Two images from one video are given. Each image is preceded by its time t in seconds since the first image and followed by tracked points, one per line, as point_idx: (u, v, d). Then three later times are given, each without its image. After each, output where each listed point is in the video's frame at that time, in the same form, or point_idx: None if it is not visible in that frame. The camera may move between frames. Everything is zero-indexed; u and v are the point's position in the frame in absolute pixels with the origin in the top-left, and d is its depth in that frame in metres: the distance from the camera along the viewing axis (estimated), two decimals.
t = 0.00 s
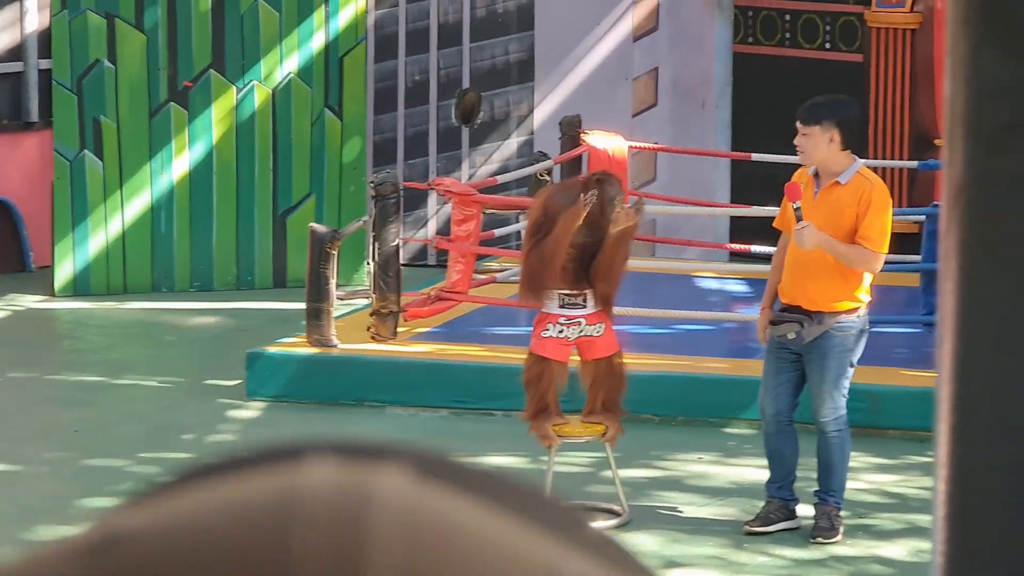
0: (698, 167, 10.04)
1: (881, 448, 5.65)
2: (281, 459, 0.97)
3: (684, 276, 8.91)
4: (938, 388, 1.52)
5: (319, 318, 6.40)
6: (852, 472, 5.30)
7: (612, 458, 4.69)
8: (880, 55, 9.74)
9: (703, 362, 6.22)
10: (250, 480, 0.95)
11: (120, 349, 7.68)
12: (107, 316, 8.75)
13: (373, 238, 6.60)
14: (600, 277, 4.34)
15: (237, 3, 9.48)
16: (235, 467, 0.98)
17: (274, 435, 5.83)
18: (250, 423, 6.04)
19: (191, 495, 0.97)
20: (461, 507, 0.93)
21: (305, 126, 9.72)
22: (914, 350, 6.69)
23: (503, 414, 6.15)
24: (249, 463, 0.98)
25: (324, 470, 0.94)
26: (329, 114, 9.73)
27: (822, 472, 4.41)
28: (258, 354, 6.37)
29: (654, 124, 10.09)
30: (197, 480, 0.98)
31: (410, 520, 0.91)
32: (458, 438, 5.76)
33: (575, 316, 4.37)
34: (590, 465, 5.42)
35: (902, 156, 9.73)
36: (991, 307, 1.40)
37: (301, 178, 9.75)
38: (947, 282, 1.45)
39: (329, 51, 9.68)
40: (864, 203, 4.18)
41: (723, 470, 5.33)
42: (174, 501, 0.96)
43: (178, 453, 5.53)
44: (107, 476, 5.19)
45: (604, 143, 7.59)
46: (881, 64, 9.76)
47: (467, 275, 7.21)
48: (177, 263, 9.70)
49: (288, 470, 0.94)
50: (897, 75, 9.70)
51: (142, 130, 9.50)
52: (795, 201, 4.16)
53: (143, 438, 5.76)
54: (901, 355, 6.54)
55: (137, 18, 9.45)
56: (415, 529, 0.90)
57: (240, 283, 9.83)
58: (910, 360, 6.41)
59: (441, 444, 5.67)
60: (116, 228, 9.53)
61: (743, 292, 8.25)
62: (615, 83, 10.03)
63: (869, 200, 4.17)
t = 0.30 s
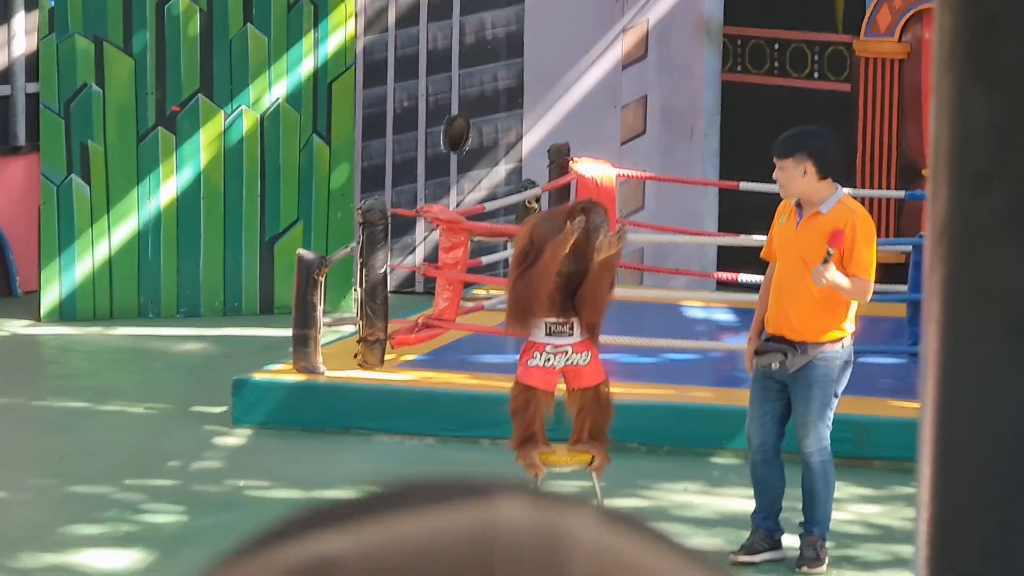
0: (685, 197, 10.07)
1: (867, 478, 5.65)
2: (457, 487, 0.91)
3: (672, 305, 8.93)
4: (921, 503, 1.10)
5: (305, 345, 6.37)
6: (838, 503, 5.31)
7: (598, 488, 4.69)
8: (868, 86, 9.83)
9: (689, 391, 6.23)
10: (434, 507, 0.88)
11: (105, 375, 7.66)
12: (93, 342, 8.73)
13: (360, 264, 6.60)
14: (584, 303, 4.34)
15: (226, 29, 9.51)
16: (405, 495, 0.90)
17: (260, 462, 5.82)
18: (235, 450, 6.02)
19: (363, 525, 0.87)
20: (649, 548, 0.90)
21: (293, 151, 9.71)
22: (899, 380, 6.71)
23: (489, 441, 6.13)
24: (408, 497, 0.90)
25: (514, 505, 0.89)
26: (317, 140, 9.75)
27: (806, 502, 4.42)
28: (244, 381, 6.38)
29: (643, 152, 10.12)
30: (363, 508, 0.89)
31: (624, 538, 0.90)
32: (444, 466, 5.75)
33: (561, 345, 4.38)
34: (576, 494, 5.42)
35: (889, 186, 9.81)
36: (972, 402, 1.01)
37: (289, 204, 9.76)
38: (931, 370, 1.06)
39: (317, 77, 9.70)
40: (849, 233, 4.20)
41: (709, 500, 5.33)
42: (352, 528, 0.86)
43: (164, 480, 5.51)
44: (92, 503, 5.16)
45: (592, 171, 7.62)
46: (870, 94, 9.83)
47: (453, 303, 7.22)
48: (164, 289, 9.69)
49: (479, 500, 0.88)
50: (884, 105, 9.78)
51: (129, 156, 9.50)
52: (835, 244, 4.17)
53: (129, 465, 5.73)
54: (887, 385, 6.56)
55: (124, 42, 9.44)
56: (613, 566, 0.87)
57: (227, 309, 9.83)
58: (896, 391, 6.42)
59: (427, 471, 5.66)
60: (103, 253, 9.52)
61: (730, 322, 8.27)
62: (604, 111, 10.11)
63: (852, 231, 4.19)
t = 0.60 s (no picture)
0: (680, 233, 10.11)
1: (862, 516, 5.64)
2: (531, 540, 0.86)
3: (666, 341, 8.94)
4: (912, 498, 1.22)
5: (299, 381, 6.36)
6: (833, 540, 5.29)
7: (592, 526, 4.64)
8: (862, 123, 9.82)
9: (684, 428, 6.22)
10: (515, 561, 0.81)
11: (98, 411, 7.63)
12: (86, 377, 8.71)
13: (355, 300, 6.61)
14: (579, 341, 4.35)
15: (222, 65, 9.54)
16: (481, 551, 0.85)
17: (254, 497, 5.80)
18: (230, 485, 5.99)
19: None
20: None
21: (288, 187, 9.75)
22: (894, 418, 6.71)
23: (483, 478, 6.12)
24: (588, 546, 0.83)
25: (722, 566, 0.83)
26: (312, 175, 9.80)
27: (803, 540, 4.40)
28: (237, 417, 6.36)
29: (637, 188, 10.18)
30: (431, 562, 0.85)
31: None
32: (438, 503, 5.73)
33: (556, 381, 4.38)
34: (570, 530, 5.40)
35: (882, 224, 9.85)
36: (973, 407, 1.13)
37: (283, 241, 9.78)
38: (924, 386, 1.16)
39: (313, 113, 9.75)
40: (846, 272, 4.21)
41: (705, 537, 5.32)
42: None
43: (158, 516, 5.48)
44: (85, 539, 5.14)
45: (587, 208, 7.64)
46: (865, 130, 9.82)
47: (448, 339, 7.22)
48: (158, 324, 9.69)
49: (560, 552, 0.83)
50: (877, 140, 9.79)
51: (124, 190, 9.52)
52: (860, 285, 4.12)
53: (123, 500, 5.71)
54: (881, 423, 6.55)
55: (120, 78, 9.47)
56: None
57: (221, 344, 9.82)
58: (890, 428, 6.42)
59: (421, 507, 5.65)
60: (97, 288, 9.52)
61: (725, 359, 8.28)
62: (599, 147, 10.17)
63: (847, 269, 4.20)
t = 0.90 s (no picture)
0: (672, 250, 10.09)
1: (852, 536, 5.63)
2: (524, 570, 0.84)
3: (658, 359, 8.94)
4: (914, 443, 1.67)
5: (290, 394, 6.35)
6: (823, 560, 5.27)
7: (581, 541, 4.63)
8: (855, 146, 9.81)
9: (675, 446, 6.21)
10: None
11: (87, 422, 7.60)
12: (75, 387, 8.67)
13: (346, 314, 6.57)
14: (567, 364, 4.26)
15: (216, 76, 9.54)
16: None
17: (241, 510, 5.77)
18: (218, 498, 5.97)
19: None
20: None
21: (281, 200, 9.74)
22: (884, 437, 6.70)
23: (472, 493, 6.09)
24: None
25: None
26: (305, 188, 9.77)
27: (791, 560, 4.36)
28: (227, 430, 6.35)
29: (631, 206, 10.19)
30: None
31: None
32: (426, 518, 5.70)
33: (548, 399, 4.35)
34: (559, 547, 5.38)
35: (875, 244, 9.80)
36: (962, 377, 1.60)
37: (276, 254, 9.76)
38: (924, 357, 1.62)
39: (307, 126, 9.76)
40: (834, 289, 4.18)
41: (694, 555, 5.30)
42: None
43: (145, 528, 5.45)
44: (71, 551, 5.10)
45: (580, 224, 7.63)
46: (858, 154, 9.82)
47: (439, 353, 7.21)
48: (148, 335, 9.65)
49: None
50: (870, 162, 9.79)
51: (116, 200, 9.50)
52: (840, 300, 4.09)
53: (110, 512, 5.68)
54: (872, 443, 6.54)
55: (115, 87, 9.48)
56: None
57: (211, 355, 9.79)
58: (881, 448, 6.41)
59: (410, 522, 5.62)
60: (87, 298, 9.49)
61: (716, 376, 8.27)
62: (593, 164, 10.18)
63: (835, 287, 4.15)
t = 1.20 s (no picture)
0: (669, 239, 10.10)
1: (851, 523, 5.65)
2: None
3: (656, 348, 8.96)
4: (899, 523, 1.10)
5: (288, 387, 6.35)
6: (823, 547, 5.30)
7: (580, 531, 4.64)
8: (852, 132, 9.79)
9: (673, 434, 6.23)
10: None
11: (87, 416, 7.60)
12: (76, 382, 8.67)
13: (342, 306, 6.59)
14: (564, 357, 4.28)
15: (211, 69, 9.53)
16: None
17: (242, 503, 5.78)
18: (218, 491, 5.98)
19: None
20: None
21: (277, 193, 9.76)
22: (884, 424, 6.72)
23: (471, 484, 6.10)
24: None
25: None
26: (301, 180, 9.81)
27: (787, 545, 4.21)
28: (226, 422, 6.36)
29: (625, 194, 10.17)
30: None
31: None
32: (427, 509, 5.71)
33: (545, 389, 4.36)
34: (559, 537, 5.40)
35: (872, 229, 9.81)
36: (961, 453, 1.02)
37: (272, 247, 9.78)
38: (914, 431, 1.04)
39: (302, 118, 9.78)
40: (809, 272, 4.10)
41: (694, 543, 5.32)
42: None
43: (146, 522, 5.47)
44: (74, 545, 5.12)
45: (576, 213, 7.63)
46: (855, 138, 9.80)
47: (437, 344, 7.22)
48: (147, 328, 9.64)
49: None
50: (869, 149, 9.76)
51: (114, 195, 9.49)
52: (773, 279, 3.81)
53: (111, 506, 5.69)
54: (870, 430, 6.56)
55: (110, 83, 9.45)
56: None
57: (210, 349, 9.80)
58: (879, 435, 6.43)
59: (411, 514, 5.64)
60: (86, 294, 9.47)
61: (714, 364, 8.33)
62: (587, 153, 10.18)
63: (815, 269, 4.10)
